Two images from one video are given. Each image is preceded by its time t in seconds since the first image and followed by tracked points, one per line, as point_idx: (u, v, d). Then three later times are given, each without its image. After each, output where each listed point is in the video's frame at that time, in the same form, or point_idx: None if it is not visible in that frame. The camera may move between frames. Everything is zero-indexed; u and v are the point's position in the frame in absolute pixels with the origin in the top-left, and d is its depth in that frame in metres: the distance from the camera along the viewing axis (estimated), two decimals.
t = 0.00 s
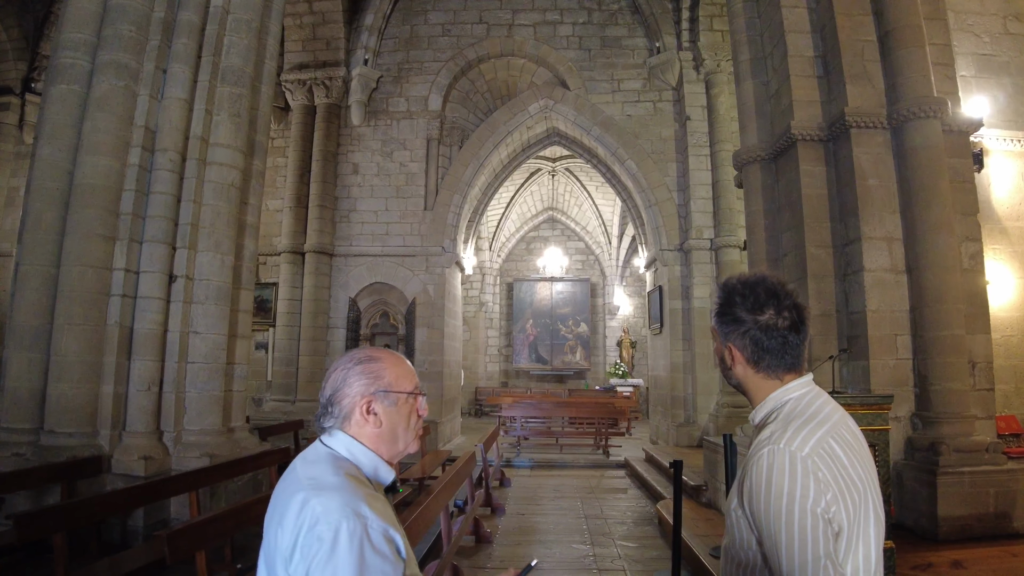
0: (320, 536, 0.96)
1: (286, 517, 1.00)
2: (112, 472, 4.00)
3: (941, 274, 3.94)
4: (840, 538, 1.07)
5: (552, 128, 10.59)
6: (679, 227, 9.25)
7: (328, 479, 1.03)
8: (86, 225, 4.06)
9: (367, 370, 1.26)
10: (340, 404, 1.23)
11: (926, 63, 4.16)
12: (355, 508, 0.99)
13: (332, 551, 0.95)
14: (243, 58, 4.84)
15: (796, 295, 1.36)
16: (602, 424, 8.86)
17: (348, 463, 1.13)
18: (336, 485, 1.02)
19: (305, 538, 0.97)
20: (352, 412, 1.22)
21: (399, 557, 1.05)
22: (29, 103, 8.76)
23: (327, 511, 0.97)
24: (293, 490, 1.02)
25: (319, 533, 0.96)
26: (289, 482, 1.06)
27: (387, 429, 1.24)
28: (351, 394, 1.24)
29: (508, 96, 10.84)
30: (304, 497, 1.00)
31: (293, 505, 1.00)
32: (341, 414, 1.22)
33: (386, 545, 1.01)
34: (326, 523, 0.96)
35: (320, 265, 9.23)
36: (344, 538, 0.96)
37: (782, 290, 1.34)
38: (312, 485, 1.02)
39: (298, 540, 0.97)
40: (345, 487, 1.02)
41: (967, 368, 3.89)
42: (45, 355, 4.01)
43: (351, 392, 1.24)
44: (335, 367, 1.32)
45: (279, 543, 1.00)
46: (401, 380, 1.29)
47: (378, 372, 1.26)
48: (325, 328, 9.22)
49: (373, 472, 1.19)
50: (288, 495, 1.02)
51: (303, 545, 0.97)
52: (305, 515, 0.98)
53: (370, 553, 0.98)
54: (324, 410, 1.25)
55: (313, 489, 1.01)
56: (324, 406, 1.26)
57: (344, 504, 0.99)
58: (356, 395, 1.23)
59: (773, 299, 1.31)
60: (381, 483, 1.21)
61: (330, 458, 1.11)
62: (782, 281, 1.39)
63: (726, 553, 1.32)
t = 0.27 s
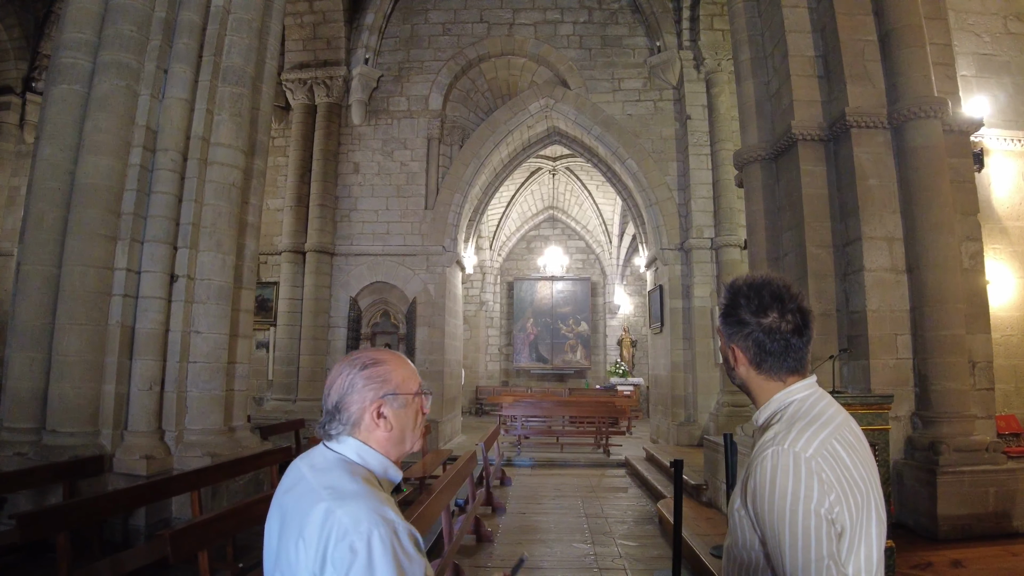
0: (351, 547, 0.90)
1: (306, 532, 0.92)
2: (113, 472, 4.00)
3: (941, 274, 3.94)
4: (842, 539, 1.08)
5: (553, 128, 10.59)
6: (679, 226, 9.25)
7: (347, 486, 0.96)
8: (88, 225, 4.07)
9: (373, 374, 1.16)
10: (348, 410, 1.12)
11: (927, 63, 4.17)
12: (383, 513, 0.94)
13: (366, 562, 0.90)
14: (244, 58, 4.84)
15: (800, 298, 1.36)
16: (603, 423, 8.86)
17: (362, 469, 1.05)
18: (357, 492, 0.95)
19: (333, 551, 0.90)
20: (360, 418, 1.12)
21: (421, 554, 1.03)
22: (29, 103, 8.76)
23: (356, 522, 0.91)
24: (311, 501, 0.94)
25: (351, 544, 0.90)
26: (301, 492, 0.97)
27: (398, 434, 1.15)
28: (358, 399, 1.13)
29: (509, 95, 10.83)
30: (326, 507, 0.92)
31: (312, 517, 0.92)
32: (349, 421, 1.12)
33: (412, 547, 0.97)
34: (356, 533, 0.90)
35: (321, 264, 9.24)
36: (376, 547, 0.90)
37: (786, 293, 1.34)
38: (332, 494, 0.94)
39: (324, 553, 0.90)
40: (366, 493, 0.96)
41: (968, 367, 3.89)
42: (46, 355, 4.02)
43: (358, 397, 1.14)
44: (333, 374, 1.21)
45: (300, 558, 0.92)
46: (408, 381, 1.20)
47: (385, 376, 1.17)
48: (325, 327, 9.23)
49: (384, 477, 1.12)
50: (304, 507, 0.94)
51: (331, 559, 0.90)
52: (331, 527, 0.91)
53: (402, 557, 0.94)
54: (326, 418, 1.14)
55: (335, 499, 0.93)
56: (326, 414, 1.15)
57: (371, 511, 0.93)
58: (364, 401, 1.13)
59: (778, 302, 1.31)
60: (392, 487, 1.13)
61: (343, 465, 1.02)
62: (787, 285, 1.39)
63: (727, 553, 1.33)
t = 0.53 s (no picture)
0: (367, 556, 0.89)
1: (322, 539, 0.91)
2: (115, 472, 4.01)
3: (941, 275, 3.95)
4: (843, 541, 1.08)
5: (553, 128, 10.59)
6: (680, 226, 9.26)
7: (362, 494, 0.95)
8: (89, 226, 4.07)
9: (387, 380, 1.14)
10: (362, 417, 1.10)
11: (928, 64, 4.16)
12: (398, 522, 0.93)
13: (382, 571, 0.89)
14: (244, 58, 4.85)
15: (803, 302, 1.36)
16: (603, 423, 8.87)
17: (375, 475, 1.04)
18: (373, 500, 0.94)
19: (349, 560, 0.89)
20: (374, 425, 1.11)
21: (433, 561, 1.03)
22: (30, 103, 8.77)
23: (373, 530, 0.90)
24: (326, 509, 0.93)
25: (367, 552, 0.89)
26: (315, 499, 0.96)
27: (411, 441, 1.14)
28: (372, 407, 1.12)
29: (509, 95, 10.84)
30: (342, 515, 0.92)
31: (328, 525, 0.91)
32: (362, 429, 1.10)
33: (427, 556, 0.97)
34: (373, 542, 0.89)
35: (322, 264, 9.24)
36: (393, 556, 0.90)
37: (790, 297, 1.34)
38: (347, 502, 0.93)
39: (340, 562, 0.89)
40: (381, 501, 0.95)
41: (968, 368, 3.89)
42: (48, 356, 4.02)
43: (371, 405, 1.12)
44: (343, 378, 1.18)
45: (314, 567, 0.91)
46: (421, 387, 1.19)
47: (399, 383, 1.15)
48: (326, 327, 9.23)
49: (395, 483, 1.11)
50: (319, 515, 0.93)
51: (347, 568, 0.89)
52: (347, 535, 0.90)
53: (416, 565, 0.93)
54: (338, 425, 1.12)
55: (351, 506, 0.93)
56: (338, 420, 1.13)
57: (388, 519, 0.92)
58: (378, 408, 1.12)
59: (781, 306, 1.31)
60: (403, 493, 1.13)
61: (357, 471, 1.01)
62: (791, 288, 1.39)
63: (729, 554, 1.33)
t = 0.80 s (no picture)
0: (370, 563, 0.88)
1: (326, 544, 0.91)
2: (115, 473, 4.01)
3: (942, 275, 3.95)
4: (844, 544, 1.08)
5: (554, 128, 10.59)
6: (680, 226, 9.26)
7: (367, 500, 0.95)
8: (90, 227, 4.08)
9: (390, 384, 1.15)
10: (364, 420, 1.11)
11: (928, 65, 4.16)
12: (402, 530, 0.93)
13: None
14: (245, 59, 4.85)
15: (805, 305, 1.36)
16: (604, 423, 8.86)
17: (379, 480, 1.05)
18: (378, 506, 0.94)
19: (352, 566, 0.89)
20: (377, 428, 1.11)
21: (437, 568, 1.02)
22: (30, 104, 8.78)
23: (377, 536, 0.90)
24: (330, 513, 0.94)
25: (370, 558, 0.89)
26: (319, 504, 0.97)
27: (415, 445, 1.14)
28: (375, 410, 1.12)
29: (510, 95, 10.83)
30: (346, 520, 0.92)
31: (331, 529, 0.92)
32: (366, 432, 1.10)
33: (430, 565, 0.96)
34: (375, 548, 0.89)
35: (322, 265, 9.25)
36: (396, 563, 0.89)
37: (791, 300, 1.34)
38: (352, 507, 0.94)
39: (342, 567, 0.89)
40: (386, 507, 0.95)
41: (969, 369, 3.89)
42: (48, 357, 4.02)
43: (375, 408, 1.12)
44: (347, 382, 1.19)
45: (318, 570, 0.91)
46: (424, 391, 1.19)
47: (402, 386, 1.15)
48: (327, 327, 9.22)
49: (399, 488, 1.10)
50: (324, 519, 0.93)
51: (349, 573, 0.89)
52: (351, 540, 0.90)
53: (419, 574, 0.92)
54: (342, 429, 1.13)
55: (355, 512, 0.93)
56: (342, 424, 1.14)
57: (391, 525, 0.92)
58: (381, 411, 1.12)
59: (782, 309, 1.31)
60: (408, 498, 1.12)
61: (361, 476, 1.02)
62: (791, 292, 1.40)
63: (730, 557, 1.33)
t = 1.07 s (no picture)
0: (368, 564, 0.88)
1: (325, 546, 0.91)
2: (116, 474, 4.01)
3: (942, 276, 3.94)
4: (845, 546, 1.07)
5: (554, 128, 10.59)
6: (681, 226, 9.26)
7: (366, 501, 0.95)
8: (90, 227, 4.08)
9: (393, 386, 1.14)
10: (369, 422, 1.10)
11: (928, 65, 4.16)
12: (401, 531, 0.93)
13: None
14: (245, 60, 4.85)
15: (806, 308, 1.36)
16: (604, 424, 8.86)
17: (379, 482, 1.04)
18: (377, 507, 0.94)
19: (351, 567, 0.89)
20: (381, 432, 1.10)
21: (436, 570, 1.02)
22: (30, 104, 8.79)
23: (376, 537, 0.90)
24: (330, 515, 0.93)
25: (369, 559, 0.88)
26: (319, 506, 0.96)
27: (416, 447, 1.14)
28: (380, 413, 1.11)
29: (510, 95, 10.84)
30: (345, 522, 0.92)
31: (330, 530, 0.92)
32: (370, 436, 1.09)
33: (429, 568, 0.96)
34: (373, 548, 0.89)
35: (323, 265, 9.25)
36: (394, 564, 0.89)
37: (791, 303, 1.34)
38: (351, 509, 0.93)
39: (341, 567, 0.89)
40: (385, 508, 0.95)
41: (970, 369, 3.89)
42: (48, 357, 4.02)
43: (378, 411, 1.11)
44: (347, 384, 1.17)
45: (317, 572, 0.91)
46: (426, 393, 1.19)
47: (405, 388, 1.14)
48: (327, 328, 9.22)
49: (399, 490, 1.10)
50: (323, 520, 0.93)
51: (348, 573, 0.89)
52: (350, 541, 0.90)
53: None
54: (343, 432, 1.11)
55: (355, 513, 0.93)
56: (343, 427, 1.12)
57: (390, 526, 0.92)
58: (385, 415, 1.11)
59: (783, 312, 1.31)
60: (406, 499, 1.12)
61: (361, 478, 1.01)
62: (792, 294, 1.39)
63: (730, 558, 1.33)
